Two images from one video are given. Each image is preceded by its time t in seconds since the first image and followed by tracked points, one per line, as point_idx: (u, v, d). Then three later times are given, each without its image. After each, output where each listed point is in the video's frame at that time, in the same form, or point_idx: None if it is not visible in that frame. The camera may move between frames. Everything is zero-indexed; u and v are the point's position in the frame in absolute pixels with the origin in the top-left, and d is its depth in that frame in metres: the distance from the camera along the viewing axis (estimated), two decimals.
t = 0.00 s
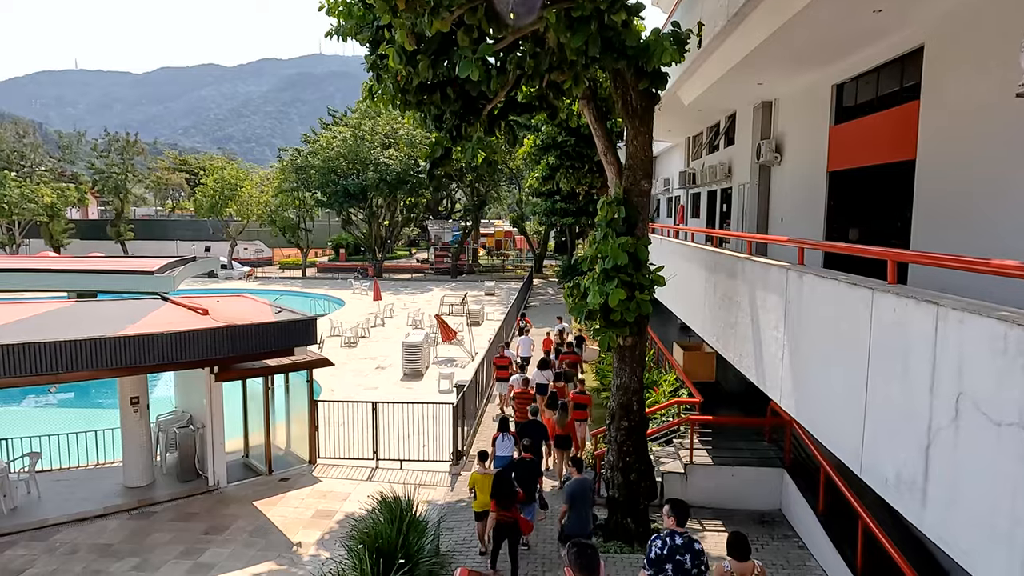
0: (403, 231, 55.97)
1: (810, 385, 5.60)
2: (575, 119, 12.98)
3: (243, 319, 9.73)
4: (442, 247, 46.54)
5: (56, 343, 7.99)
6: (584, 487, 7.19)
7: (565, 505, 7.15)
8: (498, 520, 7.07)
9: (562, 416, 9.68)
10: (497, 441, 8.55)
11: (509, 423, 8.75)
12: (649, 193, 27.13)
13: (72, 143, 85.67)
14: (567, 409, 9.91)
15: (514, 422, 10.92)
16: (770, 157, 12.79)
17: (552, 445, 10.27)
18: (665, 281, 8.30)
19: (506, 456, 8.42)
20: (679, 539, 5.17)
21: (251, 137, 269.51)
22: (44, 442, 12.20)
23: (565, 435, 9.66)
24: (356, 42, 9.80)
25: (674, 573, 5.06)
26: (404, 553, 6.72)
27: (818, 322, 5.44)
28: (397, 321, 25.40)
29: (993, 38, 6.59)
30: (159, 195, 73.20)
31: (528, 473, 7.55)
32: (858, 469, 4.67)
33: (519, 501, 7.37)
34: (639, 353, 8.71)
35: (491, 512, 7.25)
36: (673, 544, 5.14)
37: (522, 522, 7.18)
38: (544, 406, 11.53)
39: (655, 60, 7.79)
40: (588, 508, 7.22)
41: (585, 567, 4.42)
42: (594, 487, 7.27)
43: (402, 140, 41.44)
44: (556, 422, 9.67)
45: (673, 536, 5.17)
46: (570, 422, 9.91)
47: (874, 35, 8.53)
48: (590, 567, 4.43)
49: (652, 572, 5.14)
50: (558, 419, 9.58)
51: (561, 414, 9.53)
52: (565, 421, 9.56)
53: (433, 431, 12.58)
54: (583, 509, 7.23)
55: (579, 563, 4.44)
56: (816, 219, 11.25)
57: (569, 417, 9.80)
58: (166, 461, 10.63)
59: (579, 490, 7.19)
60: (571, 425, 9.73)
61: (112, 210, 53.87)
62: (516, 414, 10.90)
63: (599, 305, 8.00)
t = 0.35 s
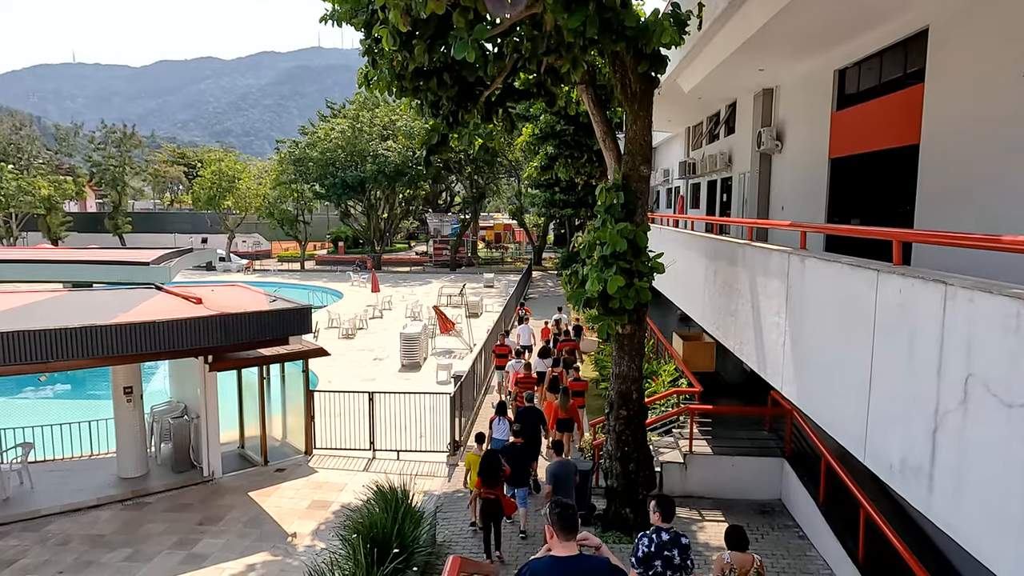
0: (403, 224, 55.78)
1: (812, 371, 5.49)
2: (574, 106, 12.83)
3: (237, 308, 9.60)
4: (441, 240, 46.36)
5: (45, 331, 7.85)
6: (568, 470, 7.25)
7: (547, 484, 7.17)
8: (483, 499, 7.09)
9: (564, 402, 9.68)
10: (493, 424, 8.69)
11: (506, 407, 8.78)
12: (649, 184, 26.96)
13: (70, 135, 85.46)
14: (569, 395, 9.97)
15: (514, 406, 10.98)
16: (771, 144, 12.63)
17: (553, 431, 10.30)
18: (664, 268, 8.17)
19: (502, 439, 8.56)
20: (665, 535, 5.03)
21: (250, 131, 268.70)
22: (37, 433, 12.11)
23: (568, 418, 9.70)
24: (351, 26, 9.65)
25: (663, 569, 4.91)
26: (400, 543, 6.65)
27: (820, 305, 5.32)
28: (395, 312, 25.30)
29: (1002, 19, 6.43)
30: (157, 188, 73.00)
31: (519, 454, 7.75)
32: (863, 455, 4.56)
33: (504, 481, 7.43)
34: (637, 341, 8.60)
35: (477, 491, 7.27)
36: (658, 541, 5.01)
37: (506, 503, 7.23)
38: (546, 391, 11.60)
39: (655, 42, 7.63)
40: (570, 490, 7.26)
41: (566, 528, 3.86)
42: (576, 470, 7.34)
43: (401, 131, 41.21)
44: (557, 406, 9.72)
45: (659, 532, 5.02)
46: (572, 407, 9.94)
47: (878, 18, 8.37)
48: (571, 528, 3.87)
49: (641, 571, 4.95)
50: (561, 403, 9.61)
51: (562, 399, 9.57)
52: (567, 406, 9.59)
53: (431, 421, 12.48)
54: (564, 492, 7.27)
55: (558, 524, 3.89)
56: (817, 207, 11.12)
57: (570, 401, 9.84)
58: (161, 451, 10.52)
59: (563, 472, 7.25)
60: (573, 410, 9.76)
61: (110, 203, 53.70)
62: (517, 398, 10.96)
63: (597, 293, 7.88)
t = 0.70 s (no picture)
0: (403, 220, 55.56)
1: (821, 362, 5.36)
2: (575, 97, 12.66)
3: (234, 301, 9.47)
4: (442, 235, 46.18)
5: (38, 323, 7.71)
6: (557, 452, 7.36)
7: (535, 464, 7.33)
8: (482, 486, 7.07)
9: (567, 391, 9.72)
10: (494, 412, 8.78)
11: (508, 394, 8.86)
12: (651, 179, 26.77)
13: (71, 131, 85.37)
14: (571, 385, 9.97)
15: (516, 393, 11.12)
16: (775, 136, 12.46)
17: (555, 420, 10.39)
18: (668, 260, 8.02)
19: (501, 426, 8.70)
20: (663, 524, 4.95)
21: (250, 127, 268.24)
22: (34, 428, 12.00)
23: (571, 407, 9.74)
24: (349, 15, 9.49)
25: (663, 558, 4.84)
26: (399, 538, 6.53)
27: (830, 296, 5.18)
28: (396, 307, 25.17)
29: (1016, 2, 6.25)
30: (158, 183, 72.88)
31: (516, 440, 7.92)
32: (874, 448, 4.43)
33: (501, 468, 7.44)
34: (640, 334, 8.46)
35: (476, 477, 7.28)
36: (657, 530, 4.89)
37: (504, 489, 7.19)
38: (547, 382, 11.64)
39: (660, 28, 7.47)
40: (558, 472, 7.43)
41: (575, 506, 3.91)
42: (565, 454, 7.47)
43: (401, 126, 41.03)
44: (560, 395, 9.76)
45: (657, 521, 4.94)
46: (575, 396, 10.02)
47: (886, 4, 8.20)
48: (581, 508, 3.92)
49: (639, 560, 4.89)
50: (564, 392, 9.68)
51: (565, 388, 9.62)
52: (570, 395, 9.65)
53: (431, 416, 12.35)
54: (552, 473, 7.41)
55: (567, 503, 3.91)
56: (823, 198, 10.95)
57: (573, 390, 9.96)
58: (157, 446, 10.38)
59: (552, 455, 7.36)
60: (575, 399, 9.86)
61: (110, 199, 53.59)
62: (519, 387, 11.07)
63: (600, 284, 7.74)
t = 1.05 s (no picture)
0: (408, 219, 55.46)
1: (840, 357, 5.18)
2: (582, 91, 12.48)
3: (236, 296, 9.34)
4: (447, 234, 46.00)
5: (38, 318, 7.58)
6: (558, 442, 7.24)
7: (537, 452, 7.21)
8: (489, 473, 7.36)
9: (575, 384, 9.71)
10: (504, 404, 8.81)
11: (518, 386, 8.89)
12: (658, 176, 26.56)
13: (78, 131, 85.77)
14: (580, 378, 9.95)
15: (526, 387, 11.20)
16: (786, 130, 12.24)
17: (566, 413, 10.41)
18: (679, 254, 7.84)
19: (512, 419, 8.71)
20: (679, 527, 4.81)
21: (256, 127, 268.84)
22: (37, 425, 11.92)
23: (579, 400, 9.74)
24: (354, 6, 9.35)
25: (676, 562, 4.70)
26: (404, 538, 6.37)
27: (851, 288, 4.99)
28: (401, 306, 25.05)
29: None
30: (164, 183, 73.06)
31: (525, 432, 7.87)
32: (900, 447, 4.24)
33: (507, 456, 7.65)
34: (650, 329, 8.29)
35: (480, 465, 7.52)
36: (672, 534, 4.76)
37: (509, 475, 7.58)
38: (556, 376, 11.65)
39: (671, 16, 7.30)
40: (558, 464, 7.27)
41: (605, 483, 3.86)
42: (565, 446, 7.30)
43: (406, 125, 40.91)
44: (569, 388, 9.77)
45: (673, 524, 4.80)
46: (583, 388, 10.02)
47: None
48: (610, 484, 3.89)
49: (654, 563, 4.74)
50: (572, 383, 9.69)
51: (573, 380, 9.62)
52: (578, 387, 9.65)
53: (436, 414, 12.19)
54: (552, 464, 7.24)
55: (597, 481, 3.87)
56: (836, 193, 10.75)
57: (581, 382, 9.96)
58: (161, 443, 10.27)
59: (553, 444, 7.23)
60: (583, 391, 9.85)
61: (117, 198, 53.74)
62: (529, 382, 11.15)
63: (609, 279, 7.57)
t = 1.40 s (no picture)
0: (411, 219, 55.35)
1: (854, 351, 5.00)
2: (587, 86, 12.30)
3: (235, 292, 9.19)
4: (451, 234, 45.81)
5: (32, 313, 7.42)
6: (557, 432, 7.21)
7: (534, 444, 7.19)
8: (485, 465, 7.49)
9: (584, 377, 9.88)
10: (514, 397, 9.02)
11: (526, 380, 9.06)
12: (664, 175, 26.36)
13: (84, 131, 86.08)
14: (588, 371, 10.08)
15: (532, 381, 11.30)
16: (795, 125, 12.03)
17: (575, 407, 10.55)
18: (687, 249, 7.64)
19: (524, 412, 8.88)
20: (686, 526, 4.66)
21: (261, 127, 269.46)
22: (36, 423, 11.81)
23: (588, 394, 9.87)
24: None
25: (682, 560, 4.58)
26: (404, 538, 6.19)
27: (866, 280, 4.80)
28: (405, 305, 24.93)
29: None
30: (169, 183, 73.23)
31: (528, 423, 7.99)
32: (920, 445, 4.05)
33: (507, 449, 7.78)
34: (657, 326, 8.10)
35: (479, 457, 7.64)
36: (678, 532, 4.63)
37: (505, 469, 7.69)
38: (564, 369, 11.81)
39: (679, 5, 7.10)
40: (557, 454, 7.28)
41: (610, 471, 3.67)
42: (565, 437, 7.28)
43: (410, 124, 40.79)
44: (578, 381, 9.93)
45: (680, 522, 4.65)
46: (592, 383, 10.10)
47: None
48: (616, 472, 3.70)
49: (659, 560, 4.64)
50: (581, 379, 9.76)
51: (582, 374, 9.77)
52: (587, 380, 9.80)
53: (438, 413, 12.02)
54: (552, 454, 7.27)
55: (601, 468, 3.67)
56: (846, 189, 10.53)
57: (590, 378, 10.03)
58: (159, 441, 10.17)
59: (551, 436, 7.22)
60: (591, 386, 9.92)
61: (121, 198, 53.83)
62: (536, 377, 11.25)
63: (615, 274, 7.39)
